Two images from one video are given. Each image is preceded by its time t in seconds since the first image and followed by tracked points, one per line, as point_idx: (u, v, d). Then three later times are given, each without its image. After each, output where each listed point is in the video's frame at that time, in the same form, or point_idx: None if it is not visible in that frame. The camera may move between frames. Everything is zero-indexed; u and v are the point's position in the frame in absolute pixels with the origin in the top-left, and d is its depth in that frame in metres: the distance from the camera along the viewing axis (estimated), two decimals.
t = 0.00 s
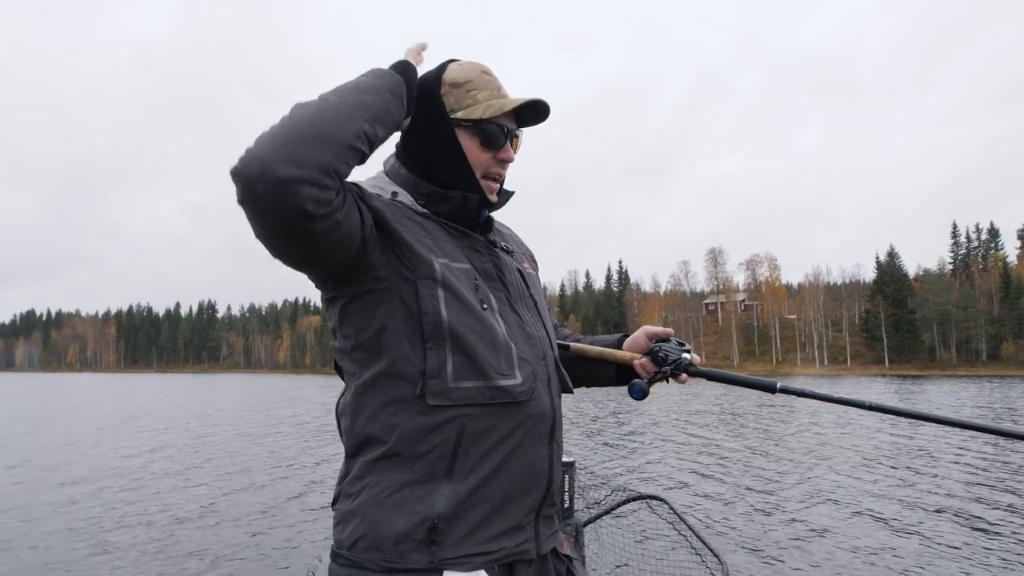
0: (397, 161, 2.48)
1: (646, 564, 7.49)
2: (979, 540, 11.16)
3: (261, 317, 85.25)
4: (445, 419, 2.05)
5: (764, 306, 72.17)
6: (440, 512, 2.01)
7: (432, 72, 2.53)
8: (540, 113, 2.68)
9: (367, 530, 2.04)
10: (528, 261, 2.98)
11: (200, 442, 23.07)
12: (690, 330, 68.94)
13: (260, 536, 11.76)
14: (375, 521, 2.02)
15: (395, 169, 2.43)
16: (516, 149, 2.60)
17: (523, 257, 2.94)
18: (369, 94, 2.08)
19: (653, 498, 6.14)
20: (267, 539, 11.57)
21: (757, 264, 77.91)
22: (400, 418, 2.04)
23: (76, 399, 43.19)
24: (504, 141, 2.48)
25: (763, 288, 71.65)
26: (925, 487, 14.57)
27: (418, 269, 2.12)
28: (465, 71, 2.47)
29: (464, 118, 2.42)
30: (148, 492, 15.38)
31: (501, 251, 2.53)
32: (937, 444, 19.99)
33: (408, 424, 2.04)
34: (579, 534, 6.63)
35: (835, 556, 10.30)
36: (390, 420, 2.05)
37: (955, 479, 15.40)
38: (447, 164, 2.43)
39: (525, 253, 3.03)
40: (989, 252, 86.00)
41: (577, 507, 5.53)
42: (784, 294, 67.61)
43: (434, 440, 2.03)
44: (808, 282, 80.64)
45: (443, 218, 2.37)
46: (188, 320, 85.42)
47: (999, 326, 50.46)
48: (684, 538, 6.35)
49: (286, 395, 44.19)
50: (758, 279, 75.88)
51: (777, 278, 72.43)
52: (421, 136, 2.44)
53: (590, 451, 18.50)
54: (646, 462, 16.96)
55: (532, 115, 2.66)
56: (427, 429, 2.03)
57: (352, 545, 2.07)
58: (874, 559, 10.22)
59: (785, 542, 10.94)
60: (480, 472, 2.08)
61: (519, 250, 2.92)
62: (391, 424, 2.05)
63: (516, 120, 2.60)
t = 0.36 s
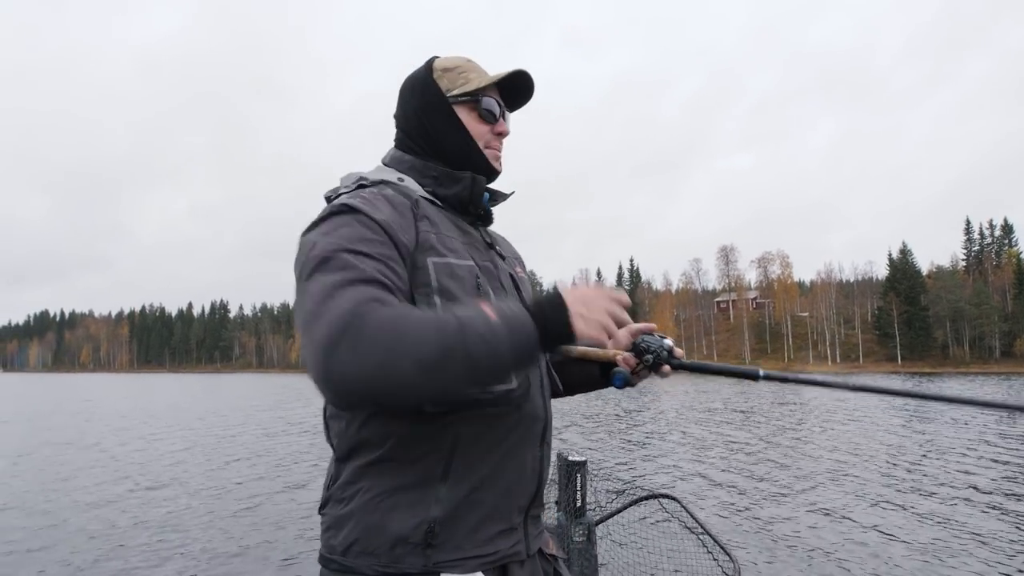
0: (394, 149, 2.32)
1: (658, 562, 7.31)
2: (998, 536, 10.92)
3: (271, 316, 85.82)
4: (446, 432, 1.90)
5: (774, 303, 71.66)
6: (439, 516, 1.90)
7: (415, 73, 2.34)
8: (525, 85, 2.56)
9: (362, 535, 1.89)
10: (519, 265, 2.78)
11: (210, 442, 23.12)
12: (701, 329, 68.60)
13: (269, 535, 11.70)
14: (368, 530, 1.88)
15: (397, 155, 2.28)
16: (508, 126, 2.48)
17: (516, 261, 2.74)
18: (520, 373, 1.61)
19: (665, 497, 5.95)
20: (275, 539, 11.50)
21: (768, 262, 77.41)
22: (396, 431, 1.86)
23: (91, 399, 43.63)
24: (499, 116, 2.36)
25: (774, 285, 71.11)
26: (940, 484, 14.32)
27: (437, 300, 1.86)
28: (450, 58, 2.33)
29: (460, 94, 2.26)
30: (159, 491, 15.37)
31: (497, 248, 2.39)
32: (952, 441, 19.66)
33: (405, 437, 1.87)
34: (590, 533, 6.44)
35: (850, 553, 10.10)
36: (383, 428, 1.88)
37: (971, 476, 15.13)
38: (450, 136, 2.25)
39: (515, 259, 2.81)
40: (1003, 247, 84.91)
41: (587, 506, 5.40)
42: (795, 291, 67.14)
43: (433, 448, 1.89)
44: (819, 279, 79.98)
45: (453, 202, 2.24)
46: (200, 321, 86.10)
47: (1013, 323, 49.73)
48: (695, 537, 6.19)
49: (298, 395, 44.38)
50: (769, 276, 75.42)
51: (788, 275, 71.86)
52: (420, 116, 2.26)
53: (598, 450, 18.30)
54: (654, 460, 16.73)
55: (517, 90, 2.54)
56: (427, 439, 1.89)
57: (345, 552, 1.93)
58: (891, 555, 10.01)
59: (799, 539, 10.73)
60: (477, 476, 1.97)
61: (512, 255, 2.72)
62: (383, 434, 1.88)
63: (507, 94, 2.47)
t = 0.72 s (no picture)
0: (373, 133, 2.27)
1: (657, 559, 7.37)
2: (995, 532, 10.95)
3: (268, 316, 85.66)
4: (461, 440, 1.97)
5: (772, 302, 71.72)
6: (452, 524, 1.94)
7: (391, 56, 2.29)
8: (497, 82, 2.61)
9: (374, 549, 1.88)
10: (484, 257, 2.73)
11: (208, 442, 23.08)
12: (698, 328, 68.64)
13: (266, 536, 11.68)
14: (383, 543, 1.88)
15: (382, 139, 2.23)
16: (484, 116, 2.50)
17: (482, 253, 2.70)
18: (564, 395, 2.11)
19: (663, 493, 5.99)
20: (272, 540, 11.46)
21: (765, 260, 77.47)
22: (415, 440, 1.91)
23: (88, 400, 43.48)
24: (481, 110, 2.40)
25: (771, 283, 71.16)
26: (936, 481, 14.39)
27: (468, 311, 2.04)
28: (424, 46, 2.30)
29: (442, 84, 2.27)
30: (157, 492, 15.33)
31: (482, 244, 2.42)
32: (949, 438, 19.74)
33: (425, 447, 1.92)
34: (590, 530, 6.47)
35: (849, 550, 10.11)
36: (400, 438, 1.91)
37: (966, 472, 15.21)
38: (432, 124, 2.22)
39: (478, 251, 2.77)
40: (999, 244, 85.01)
41: (586, 503, 5.41)
42: (792, 290, 67.20)
43: (450, 456, 1.95)
44: (817, 277, 80.07)
45: (447, 198, 2.29)
46: (198, 321, 85.91)
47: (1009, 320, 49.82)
48: (693, 532, 6.22)
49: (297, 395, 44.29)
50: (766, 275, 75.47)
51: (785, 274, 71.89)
52: (405, 101, 2.23)
53: (595, 448, 18.26)
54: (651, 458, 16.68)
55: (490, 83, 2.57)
56: (445, 449, 1.94)
57: (352, 567, 1.91)
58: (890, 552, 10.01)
59: (797, 536, 10.73)
60: (484, 480, 2.05)
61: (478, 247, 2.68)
62: (402, 445, 1.90)
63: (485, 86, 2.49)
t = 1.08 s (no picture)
0: (363, 123, 2.30)
1: (661, 555, 7.38)
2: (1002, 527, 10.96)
3: (273, 315, 85.75)
4: (470, 438, 2.03)
5: (776, 300, 71.58)
6: (461, 521, 2.00)
7: (381, 43, 2.32)
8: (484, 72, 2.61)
9: (387, 549, 1.92)
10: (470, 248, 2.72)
11: (213, 442, 23.20)
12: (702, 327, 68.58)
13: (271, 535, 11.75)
14: (398, 543, 1.92)
15: (374, 129, 2.26)
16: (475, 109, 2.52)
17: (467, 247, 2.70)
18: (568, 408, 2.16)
19: (667, 485, 6.01)
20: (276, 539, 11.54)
21: (769, 258, 77.36)
22: (427, 440, 1.96)
23: (94, 401, 43.61)
24: (471, 103, 2.43)
25: (775, 281, 70.99)
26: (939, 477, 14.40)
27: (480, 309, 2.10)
28: (414, 35, 2.32)
29: (434, 76, 2.29)
30: (163, 492, 15.42)
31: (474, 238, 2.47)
32: (953, 435, 19.73)
33: (437, 445, 1.98)
34: (596, 526, 6.48)
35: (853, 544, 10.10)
36: (412, 439, 1.95)
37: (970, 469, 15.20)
38: (423, 116, 2.27)
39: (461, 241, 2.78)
40: (1004, 241, 84.72)
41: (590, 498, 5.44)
42: (796, 287, 67.10)
43: (460, 457, 2.01)
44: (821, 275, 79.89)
45: (443, 189, 2.34)
46: (203, 321, 86.22)
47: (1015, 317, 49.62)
48: (696, 522, 6.27)
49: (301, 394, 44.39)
50: (770, 273, 75.36)
51: (790, 272, 71.70)
52: (396, 92, 2.26)
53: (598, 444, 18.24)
54: (655, 455, 16.65)
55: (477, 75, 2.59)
56: (455, 449, 2.00)
57: (365, 568, 1.94)
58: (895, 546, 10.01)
59: (802, 531, 10.71)
60: (489, 479, 2.12)
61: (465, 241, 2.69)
62: (411, 446, 1.95)
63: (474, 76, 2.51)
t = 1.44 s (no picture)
0: (375, 133, 2.24)
1: (672, 556, 7.30)
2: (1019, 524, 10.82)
3: (280, 316, 86.04)
4: (479, 428, 1.97)
5: (783, 299, 71.26)
6: (471, 513, 1.94)
7: (391, 53, 2.28)
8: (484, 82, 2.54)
9: (398, 541, 1.87)
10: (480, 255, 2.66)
11: (221, 443, 23.23)
12: (709, 327, 68.35)
13: (279, 536, 11.74)
14: (409, 535, 1.87)
15: (387, 138, 2.21)
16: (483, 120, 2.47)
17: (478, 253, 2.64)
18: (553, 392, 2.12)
19: (679, 484, 5.93)
20: (282, 540, 11.51)
21: (776, 257, 77.02)
22: (434, 433, 1.90)
23: (103, 401, 43.78)
24: (477, 111, 2.36)
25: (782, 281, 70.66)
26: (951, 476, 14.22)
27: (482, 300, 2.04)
28: (422, 45, 2.27)
29: (440, 87, 2.24)
30: (172, 493, 15.44)
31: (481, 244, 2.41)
32: (964, 434, 19.55)
33: (447, 436, 1.91)
34: (608, 524, 6.42)
35: (865, 542, 9.96)
36: (422, 429, 1.89)
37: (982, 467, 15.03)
38: (430, 125, 2.20)
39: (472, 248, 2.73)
40: (1014, 239, 84.09)
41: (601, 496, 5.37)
42: (804, 286, 66.75)
43: (468, 447, 1.95)
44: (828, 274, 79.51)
45: (451, 195, 2.29)
46: (210, 322, 86.56)
47: None
48: (709, 521, 6.15)
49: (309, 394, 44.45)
50: (777, 272, 75.04)
51: (797, 271, 71.37)
52: (404, 104, 2.21)
53: (606, 442, 18.15)
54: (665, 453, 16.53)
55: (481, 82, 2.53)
56: (464, 440, 1.94)
57: (376, 560, 1.88)
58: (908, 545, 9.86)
59: (815, 529, 10.56)
60: (498, 470, 2.04)
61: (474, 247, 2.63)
62: (420, 439, 1.89)
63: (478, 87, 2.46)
